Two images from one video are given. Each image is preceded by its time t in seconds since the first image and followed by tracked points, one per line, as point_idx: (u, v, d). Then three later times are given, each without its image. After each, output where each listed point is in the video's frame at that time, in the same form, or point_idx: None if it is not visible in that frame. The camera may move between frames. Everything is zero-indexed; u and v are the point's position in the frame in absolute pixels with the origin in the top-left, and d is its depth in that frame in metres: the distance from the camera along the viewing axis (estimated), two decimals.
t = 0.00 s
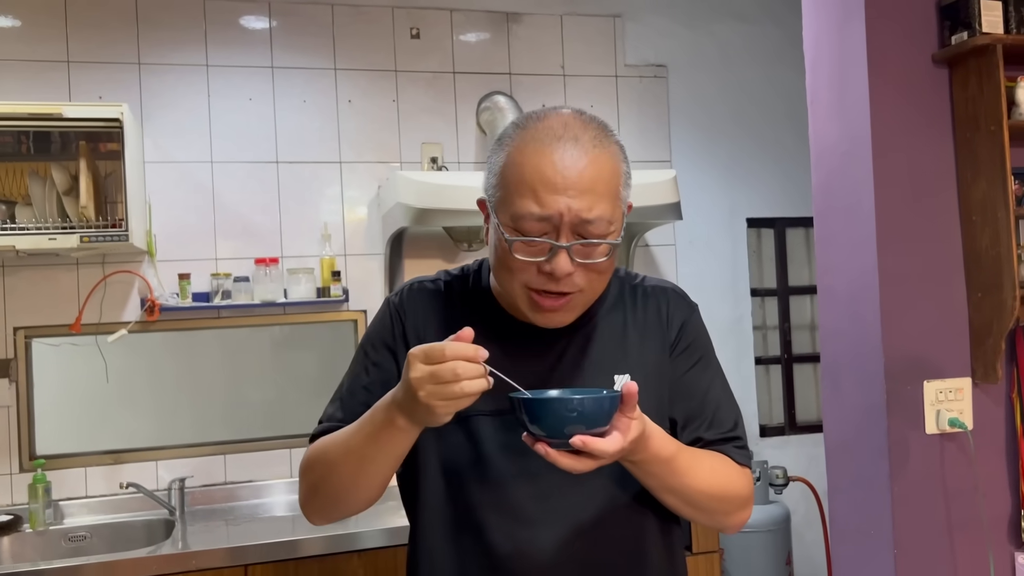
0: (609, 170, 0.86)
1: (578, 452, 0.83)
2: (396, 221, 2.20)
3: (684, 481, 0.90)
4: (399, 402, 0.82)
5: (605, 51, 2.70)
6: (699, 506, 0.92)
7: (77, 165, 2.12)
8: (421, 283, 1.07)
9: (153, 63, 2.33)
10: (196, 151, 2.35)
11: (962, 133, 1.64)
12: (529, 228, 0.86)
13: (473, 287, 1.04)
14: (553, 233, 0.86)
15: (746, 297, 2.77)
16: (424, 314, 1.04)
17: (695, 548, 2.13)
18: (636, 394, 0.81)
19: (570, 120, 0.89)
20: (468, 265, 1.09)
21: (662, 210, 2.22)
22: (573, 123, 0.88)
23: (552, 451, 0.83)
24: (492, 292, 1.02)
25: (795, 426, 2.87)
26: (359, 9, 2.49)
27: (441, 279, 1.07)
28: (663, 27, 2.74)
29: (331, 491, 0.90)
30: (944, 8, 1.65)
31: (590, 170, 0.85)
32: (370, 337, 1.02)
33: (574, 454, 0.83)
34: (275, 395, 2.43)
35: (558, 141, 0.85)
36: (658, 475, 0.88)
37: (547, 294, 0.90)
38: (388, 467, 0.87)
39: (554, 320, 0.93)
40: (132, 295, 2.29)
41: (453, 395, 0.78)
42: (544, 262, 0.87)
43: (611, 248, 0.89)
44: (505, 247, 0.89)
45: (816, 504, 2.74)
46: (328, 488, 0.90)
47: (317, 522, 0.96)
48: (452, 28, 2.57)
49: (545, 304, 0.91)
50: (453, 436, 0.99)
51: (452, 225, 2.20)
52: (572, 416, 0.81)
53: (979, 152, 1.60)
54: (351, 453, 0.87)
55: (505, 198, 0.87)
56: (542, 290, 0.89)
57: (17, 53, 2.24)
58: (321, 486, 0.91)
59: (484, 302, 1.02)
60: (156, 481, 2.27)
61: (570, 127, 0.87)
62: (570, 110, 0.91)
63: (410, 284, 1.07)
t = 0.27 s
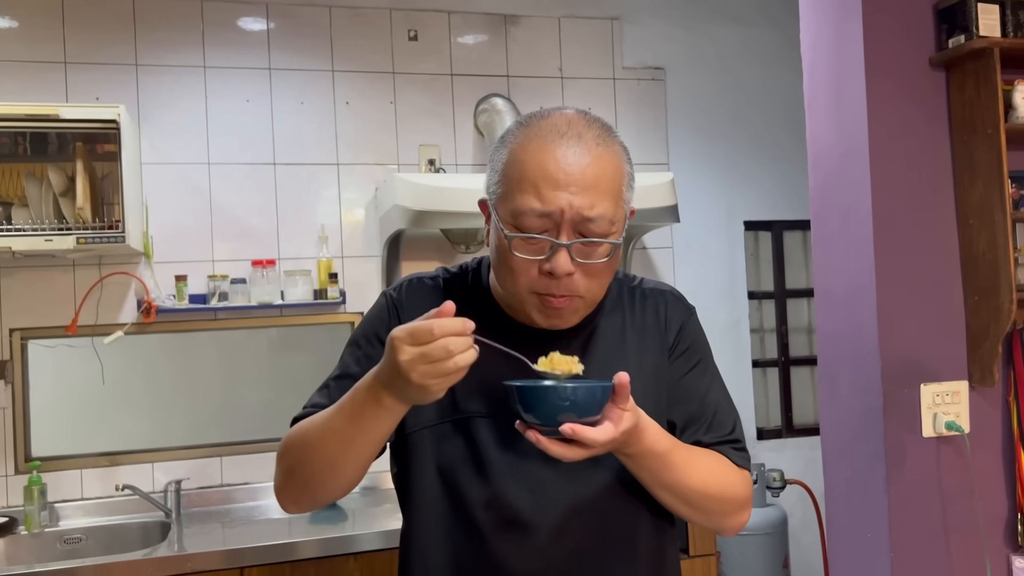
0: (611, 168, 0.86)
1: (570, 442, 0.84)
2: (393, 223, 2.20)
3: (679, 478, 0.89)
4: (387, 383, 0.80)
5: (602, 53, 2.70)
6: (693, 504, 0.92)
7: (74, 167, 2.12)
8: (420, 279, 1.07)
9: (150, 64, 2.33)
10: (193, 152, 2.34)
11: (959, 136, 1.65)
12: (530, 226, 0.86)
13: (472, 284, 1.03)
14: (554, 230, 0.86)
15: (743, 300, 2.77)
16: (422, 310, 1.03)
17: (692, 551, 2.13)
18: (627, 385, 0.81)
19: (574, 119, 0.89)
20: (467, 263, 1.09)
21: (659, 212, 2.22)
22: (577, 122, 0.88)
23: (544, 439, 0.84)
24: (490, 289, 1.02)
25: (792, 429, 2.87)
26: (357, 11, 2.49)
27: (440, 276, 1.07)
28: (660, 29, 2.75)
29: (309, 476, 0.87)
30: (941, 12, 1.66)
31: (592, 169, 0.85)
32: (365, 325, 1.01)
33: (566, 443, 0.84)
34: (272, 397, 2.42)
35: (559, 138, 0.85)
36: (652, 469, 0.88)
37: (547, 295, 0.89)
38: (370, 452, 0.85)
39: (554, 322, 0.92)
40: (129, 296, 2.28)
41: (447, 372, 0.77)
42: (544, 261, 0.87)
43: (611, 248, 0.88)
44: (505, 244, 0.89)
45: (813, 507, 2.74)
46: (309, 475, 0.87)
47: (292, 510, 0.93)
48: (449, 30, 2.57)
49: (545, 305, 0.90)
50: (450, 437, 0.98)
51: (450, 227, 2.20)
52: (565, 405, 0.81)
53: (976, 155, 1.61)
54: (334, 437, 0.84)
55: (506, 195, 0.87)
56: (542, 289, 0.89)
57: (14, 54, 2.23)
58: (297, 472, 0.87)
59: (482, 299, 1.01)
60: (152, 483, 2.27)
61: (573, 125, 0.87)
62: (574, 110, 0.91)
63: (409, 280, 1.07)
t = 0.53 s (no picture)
0: (608, 164, 0.87)
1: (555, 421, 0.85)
2: (391, 226, 2.20)
3: (672, 468, 0.89)
4: (385, 358, 0.80)
5: (600, 57, 2.70)
6: (686, 497, 0.92)
7: (71, 169, 2.12)
8: (418, 278, 1.06)
9: (148, 67, 2.33)
10: (190, 155, 2.34)
11: (956, 142, 1.65)
12: (526, 217, 0.86)
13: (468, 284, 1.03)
14: (549, 222, 0.86)
15: (741, 304, 2.77)
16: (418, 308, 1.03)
17: (689, 555, 2.12)
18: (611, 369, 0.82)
19: (573, 117, 0.89)
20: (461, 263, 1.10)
21: (657, 216, 2.22)
22: (576, 120, 0.88)
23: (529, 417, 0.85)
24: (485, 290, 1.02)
25: (789, 433, 2.87)
26: (356, 14, 2.49)
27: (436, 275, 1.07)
28: (658, 33, 2.75)
29: (298, 465, 0.85)
30: (938, 17, 1.66)
31: (591, 164, 0.85)
32: (361, 317, 1.00)
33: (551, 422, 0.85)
34: (269, 400, 2.42)
35: (558, 131, 0.86)
36: (641, 457, 0.88)
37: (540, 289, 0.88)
38: (363, 432, 0.85)
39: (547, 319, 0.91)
40: (125, 299, 2.28)
41: (449, 341, 0.79)
42: (539, 253, 0.86)
43: (606, 244, 0.88)
44: (499, 236, 0.87)
45: (810, 511, 2.74)
46: (300, 461, 0.85)
47: (274, 499, 0.90)
48: (448, 33, 2.57)
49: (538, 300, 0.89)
50: (445, 437, 0.97)
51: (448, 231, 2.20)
52: (550, 385, 0.83)
53: (972, 160, 1.61)
54: (327, 418, 0.82)
55: (502, 187, 0.87)
56: (535, 284, 0.88)
57: (12, 56, 2.23)
58: (284, 462, 0.85)
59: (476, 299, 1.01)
60: (148, 486, 2.26)
61: (572, 122, 0.88)
62: (573, 110, 0.92)
63: (406, 278, 1.07)
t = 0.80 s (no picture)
0: (601, 165, 0.88)
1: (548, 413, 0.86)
2: (390, 230, 2.21)
3: (667, 466, 0.89)
4: (393, 347, 0.80)
5: (600, 62, 2.70)
6: (683, 497, 0.92)
7: (70, 173, 2.12)
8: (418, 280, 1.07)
9: (147, 70, 2.33)
10: (190, 158, 2.34)
11: (954, 148, 1.65)
12: (518, 214, 0.86)
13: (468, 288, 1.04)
14: (542, 220, 0.86)
15: (739, 309, 2.78)
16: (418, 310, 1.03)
17: (687, 560, 2.12)
18: (604, 360, 0.82)
19: (570, 122, 0.90)
20: (462, 268, 1.11)
21: (656, 221, 2.22)
22: (573, 125, 0.90)
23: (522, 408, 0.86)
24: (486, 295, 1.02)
25: (787, 438, 2.87)
26: (355, 18, 2.50)
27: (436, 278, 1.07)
28: (657, 38, 2.75)
29: (298, 458, 0.84)
30: (937, 23, 1.66)
31: (584, 165, 0.86)
32: (361, 316, 1.00)
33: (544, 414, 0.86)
34: (267, 404, 2.42)
35: (552, 132, 0.87)
36: (637, 454, 0.88)
37: (531, 288, 0.88)
38: (366, 422, 0.85)
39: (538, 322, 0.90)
40: (124, 302, 2.28)
41: (457, 328, 0.80)
42: (530, 250, 0.86)
43: (598, 244, 0.88)
44: (491, 233, 0.88)
45: (808, 516, 2.74)
46: (302, 454, 0.83)
47: (269, 497, 0.88)
48: (447, 38, 2.58)
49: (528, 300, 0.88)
50: (443, 440, 0.97)
51: (446, 235, 2.20)
52: (546, 376, 0.85)
53: (970, 166, 1.61)
54: (331, 408, 0.82)
55: (497, 185, 0.88)
56: (526, 282, 0.87)
57: (11, 59, 2.23)
58: (284, 455, 0.84)
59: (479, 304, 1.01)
60: (146, 490, 2.26)
61: (568, 125, 0.89)
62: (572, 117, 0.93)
63: (406, 280, 1.07)
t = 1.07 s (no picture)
0: (585, 182, 0.86)
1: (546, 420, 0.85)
2: (389, 234, 2.21)
3: (665, 471, 0.89)
4: (388, 341, 0.80)
5: (599, 66, 2.71)
6: (681, 502, 0.92)
7: (69, 175, 2.12)
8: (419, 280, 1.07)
9: (147, 73, 2.33)
10: (189, 161, 2.35)
11: (953, 153, 1.65)
12: (506, 245, 0.86)
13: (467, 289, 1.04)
14: (531, 247, 0.86)
15: (738, 313, 2.78)
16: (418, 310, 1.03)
17: (685, 564, 2.12)
18: (600, 367, 0.82)
19: (552, 136, 0.89)
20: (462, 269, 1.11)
21: (655, 225, 2.22)
22: (555, 140, 0.88)
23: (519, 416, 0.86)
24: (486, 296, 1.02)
25: (785, 442, 2.87)
26: (355, 22, 2.50)
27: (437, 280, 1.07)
28: (656, 43, 2.76)
29: (290, 447, 0.84)
30: (935, 29, 1.67)
31: (570, 186, 0.85)
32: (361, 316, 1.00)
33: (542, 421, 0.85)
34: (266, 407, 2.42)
35: (533, 155, 0.86)
36: (635, 458, 0.88)
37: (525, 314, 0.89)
38: (360, 416, 0.84)
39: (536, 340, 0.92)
40: (122, 305, 2.28)
41: (452, 325, 0.80)
42: (521, 279, 0.86)
43: (590, 264, 0.88)
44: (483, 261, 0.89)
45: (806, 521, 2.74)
46: (294, 445, 0.83)
47: (262, 486, 0.88)
48: (446, 42, 2.58)
49: (524, 324, 0.90)
50: (442, 439, 0.97)
51: (445, 239, 2.20)
52: (543, 385, 0.84)
53: (968, 171, 1.61)
54: (325, 401, 0.82)
55: (484, 213, 0.87)
56: (520, 309, 0.88)
57: (11, 62, 2.24)
58: (275, 443, 0.84)
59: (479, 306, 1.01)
60: (143, 493, 2.26)
61: (549, 142, 0.87)
62: (556, 127, 0.91)
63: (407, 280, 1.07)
